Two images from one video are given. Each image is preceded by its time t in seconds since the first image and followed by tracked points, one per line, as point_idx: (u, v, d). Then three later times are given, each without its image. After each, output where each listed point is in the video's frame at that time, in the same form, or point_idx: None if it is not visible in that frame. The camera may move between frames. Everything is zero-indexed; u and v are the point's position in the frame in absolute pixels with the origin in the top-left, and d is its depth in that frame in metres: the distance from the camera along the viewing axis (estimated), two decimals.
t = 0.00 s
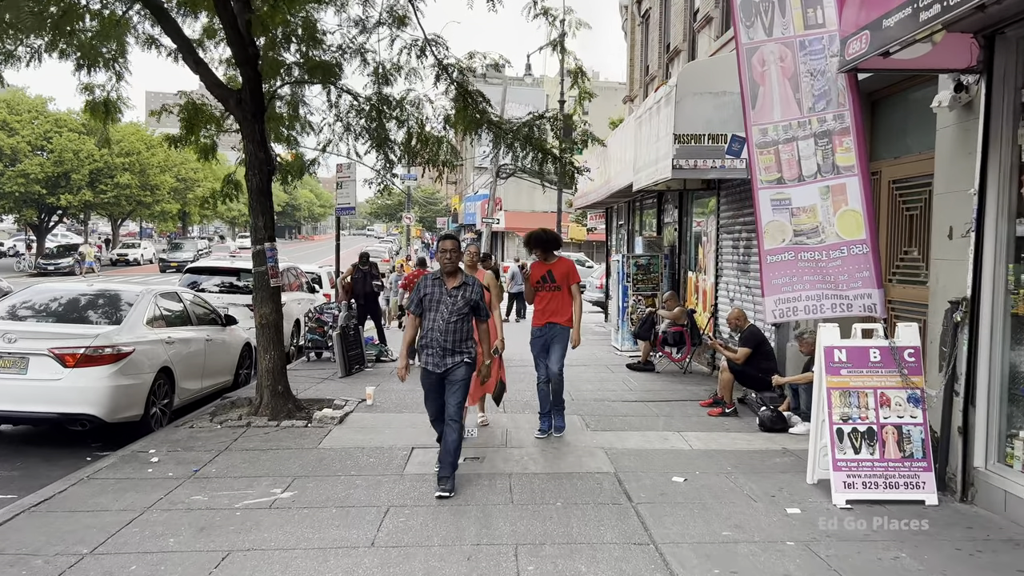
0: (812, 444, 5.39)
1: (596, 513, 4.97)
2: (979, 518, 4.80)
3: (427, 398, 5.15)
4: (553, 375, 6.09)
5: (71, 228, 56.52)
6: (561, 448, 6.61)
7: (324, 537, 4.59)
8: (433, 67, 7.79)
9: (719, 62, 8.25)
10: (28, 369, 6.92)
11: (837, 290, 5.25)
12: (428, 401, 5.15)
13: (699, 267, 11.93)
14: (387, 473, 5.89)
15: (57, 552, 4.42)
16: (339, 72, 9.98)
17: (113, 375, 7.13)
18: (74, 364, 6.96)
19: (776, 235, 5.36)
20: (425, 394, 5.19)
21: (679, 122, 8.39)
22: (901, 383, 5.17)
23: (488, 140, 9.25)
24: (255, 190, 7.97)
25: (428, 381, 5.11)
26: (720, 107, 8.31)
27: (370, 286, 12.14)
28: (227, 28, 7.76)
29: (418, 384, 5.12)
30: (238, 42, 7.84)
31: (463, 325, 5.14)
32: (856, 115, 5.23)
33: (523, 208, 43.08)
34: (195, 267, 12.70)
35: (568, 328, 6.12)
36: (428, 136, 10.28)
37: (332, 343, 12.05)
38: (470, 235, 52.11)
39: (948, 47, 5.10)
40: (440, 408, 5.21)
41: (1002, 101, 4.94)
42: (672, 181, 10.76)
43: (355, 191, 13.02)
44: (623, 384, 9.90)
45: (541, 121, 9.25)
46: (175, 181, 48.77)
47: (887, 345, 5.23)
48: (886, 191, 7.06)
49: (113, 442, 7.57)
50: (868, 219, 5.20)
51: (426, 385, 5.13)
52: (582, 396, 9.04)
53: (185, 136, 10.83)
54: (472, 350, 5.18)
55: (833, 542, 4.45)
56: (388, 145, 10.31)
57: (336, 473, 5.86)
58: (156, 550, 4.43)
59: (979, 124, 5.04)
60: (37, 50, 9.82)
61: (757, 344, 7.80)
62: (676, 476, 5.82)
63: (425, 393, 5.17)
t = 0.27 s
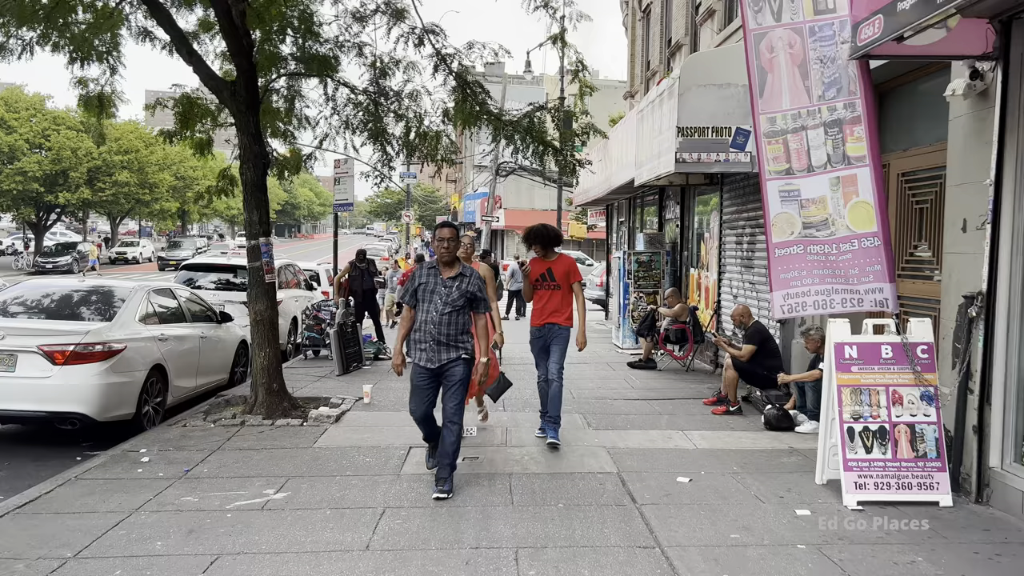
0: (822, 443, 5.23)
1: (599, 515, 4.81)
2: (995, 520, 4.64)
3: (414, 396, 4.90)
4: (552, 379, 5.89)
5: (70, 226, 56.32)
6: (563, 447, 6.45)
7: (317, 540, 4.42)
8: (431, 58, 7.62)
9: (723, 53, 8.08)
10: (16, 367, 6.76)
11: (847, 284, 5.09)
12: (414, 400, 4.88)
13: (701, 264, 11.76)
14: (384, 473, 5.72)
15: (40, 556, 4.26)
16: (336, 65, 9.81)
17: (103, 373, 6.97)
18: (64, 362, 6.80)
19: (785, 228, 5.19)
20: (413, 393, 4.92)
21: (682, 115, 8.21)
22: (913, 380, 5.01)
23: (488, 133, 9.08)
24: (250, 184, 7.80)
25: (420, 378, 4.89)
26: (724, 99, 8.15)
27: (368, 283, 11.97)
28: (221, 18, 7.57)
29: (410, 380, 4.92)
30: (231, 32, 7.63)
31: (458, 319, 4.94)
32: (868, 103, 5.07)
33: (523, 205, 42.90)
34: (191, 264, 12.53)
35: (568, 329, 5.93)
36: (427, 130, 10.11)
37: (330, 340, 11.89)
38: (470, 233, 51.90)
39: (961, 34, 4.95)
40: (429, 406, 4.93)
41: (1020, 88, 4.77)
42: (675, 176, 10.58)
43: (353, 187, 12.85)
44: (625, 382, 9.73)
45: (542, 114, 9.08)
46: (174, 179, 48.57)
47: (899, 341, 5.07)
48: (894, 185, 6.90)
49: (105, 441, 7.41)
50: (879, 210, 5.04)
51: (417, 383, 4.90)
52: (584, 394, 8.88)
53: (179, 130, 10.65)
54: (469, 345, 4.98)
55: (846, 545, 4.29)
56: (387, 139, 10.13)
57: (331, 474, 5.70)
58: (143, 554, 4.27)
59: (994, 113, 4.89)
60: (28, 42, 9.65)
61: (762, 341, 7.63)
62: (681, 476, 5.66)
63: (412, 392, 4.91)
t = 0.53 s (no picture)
0: (830, 449, 5.06)
1: (600, 524, 4.64)
2: (1011, 530, 4.47)
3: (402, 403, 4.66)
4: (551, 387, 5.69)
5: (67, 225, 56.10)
6: (563, 451, 6.28)
7: (307, 551, 4.25)
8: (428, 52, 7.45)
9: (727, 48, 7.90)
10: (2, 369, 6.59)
11: (857, 285, 4.92)
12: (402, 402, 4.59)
13: (703, 263, 11.60)
14: (378, 480, 5.55)
15: (18, 568, 4.09)
16: (332, 61, 9.63)
17: (91, 376, 6.80)
18: (50, 364, 6.63)
19: (792, 227, 5.02)
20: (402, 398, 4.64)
21: (684, 111, 8.04)
22: (925, 385, 4.83)
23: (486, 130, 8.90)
24: (242, 181, 7.62)
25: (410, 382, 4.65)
26: (727, 95, 7.98)
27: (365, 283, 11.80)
28: (213, 12, 7.35)
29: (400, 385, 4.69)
30: (223, 27, 7.43)
31: (451, 320, 4.73)
32: (878, 97, 4.91)
33: (523, 204, 42.72)
34: (186, 263, 12.36)
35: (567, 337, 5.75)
36: (424, 127, 9.94)
37: (326, 341, 11.72)
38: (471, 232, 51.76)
39: (976, 25, 4.77)
40: (417, 410, 4.64)
41: None
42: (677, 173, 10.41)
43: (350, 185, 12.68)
44: (626, 384, 9.56)
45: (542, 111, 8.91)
46: (172, 178, 48.35)
47: (911, 344, 4.90)
48: (902, 182, 6.72)
49: (93, 445, 7.23)
50: (890, 208, 4.87)
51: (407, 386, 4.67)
52: (584, 396, 8.71)
53: (173, 128, 10.48)
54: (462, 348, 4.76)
55: (857, 557, 4.12)
56: (384, 136, 9.96)
57: (324, 480, 5.53)
58: (125, 567, 4.10)
59: (1010, 107, 4.71)
60: (18, 37, 9.47)
61: (767, 343, 7.46)
62: (684, 482, 5.50)
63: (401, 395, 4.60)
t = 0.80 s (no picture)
0: (835, 456, 4.93)
1: (599, 534, 4.50)
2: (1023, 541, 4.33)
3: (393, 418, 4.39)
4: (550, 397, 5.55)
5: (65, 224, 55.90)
6: (561, 457, 6.15)
7: (296, 564, 4.12)
8: (423, 49, 7.30)
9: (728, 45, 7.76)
10: None
11: (862, 287, 4.78)
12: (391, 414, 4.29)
13: (704, 263, 11.46)
14: (371, 487, 5.42)
15: None
16: (327, 58, 9.49)
17: (80, 379, 6.66)
18: (38, 368, 6.49)
19: (796, 228, 4.89)
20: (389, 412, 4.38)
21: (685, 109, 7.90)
22: (933, 390, 4.70)
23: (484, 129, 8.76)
24: (235, 181, 7.48)
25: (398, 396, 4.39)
26: (729, 93, 7.83)
27: (362, 283, 11.66)
28: (203, 7, 7.18)
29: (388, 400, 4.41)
30: (215, 22, 7.26)
31: (441, 330, 4.44)
32: (885, 94, 4.75)
33: (522, 203, 42.57)
34: (181, 263, 12.22)
35: (565, 342, 5.57)
36: (421, 125, 9.80)
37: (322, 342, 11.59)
38: (470, 231, 51.61)
39: (985, 20, 4.64)
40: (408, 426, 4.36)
41: None
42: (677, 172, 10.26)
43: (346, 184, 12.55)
44: (626, 386, 9.42)
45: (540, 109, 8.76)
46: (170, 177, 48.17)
47: (918, 348, 4.76)
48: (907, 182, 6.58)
49: (82, 450, 7.09)
50: (897, 209, 4.73)
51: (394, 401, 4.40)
52: (583, 399, 8.57)
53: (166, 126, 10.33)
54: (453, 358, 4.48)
55: (865, 570, 3.98)
56: (380, 134, 9.81)
57: (316, 488, 5.39)
58: None
59: (1021, 105, 4.58)
60: (8, 34, 9.32)
61: (769, 345, 7.33)
62: (685, 490, 5.36)
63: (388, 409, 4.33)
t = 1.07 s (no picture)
0: (840, 461, 4.79)
1: (597, 541, 4.36)
2: None
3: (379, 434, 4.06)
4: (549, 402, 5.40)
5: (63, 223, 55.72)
6: (558, 460, 6.01)
7: (282, 573, 3.97)
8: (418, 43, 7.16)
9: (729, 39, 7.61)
10: None
11: (868, 287, 4.64)
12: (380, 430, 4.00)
13: (704, 262, 11.32)
14: (363, 492, 5.28)
15: None
16: (322, 54, 9.35)
17: (67, 381, 6.51)
18: (23, 369, 6.35)
19: (800, 226, 4.74)
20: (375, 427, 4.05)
21: (685, 105, 7.75)
22: (942, 393, 4.56)
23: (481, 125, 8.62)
24: (226, 178, 7.33)
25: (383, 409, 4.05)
26: (730, 89, 7.69)
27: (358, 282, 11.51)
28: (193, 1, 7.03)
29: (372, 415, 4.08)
30: (205, 15, 7.11)
31: (426, 338, 4.11)
32: (891, 87, 4.61)
33: (521, 201, 42.42)
34: (175, 262, 12.07)
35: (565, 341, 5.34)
36: (417, 121, 9.66)
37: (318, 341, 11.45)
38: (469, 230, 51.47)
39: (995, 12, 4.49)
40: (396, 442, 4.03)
41: None
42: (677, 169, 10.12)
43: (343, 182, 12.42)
44: (625, 387, 9.28)
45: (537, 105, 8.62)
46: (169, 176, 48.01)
47: (926, 349, 4.62)
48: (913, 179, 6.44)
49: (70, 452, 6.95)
50: (903, 205, 4.59)
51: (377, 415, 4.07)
52: (582, 400, 8.43)
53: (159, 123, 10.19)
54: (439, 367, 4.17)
55: None
56: (375, 131, 9.67)
57: (307, 492, 5.25)
58: None
59: None
60: None
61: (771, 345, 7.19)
62: (686, 494, 5.22)
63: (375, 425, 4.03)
